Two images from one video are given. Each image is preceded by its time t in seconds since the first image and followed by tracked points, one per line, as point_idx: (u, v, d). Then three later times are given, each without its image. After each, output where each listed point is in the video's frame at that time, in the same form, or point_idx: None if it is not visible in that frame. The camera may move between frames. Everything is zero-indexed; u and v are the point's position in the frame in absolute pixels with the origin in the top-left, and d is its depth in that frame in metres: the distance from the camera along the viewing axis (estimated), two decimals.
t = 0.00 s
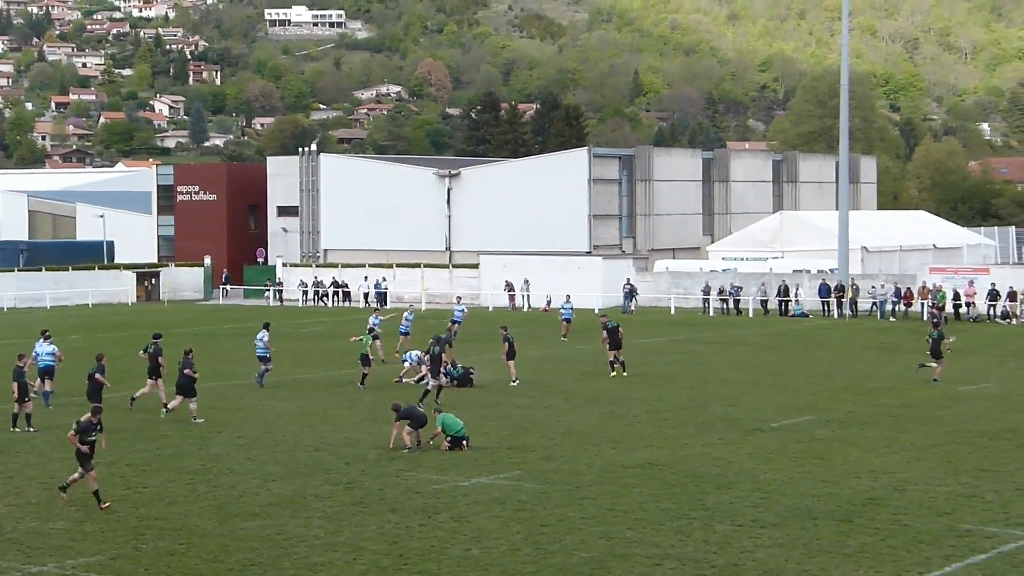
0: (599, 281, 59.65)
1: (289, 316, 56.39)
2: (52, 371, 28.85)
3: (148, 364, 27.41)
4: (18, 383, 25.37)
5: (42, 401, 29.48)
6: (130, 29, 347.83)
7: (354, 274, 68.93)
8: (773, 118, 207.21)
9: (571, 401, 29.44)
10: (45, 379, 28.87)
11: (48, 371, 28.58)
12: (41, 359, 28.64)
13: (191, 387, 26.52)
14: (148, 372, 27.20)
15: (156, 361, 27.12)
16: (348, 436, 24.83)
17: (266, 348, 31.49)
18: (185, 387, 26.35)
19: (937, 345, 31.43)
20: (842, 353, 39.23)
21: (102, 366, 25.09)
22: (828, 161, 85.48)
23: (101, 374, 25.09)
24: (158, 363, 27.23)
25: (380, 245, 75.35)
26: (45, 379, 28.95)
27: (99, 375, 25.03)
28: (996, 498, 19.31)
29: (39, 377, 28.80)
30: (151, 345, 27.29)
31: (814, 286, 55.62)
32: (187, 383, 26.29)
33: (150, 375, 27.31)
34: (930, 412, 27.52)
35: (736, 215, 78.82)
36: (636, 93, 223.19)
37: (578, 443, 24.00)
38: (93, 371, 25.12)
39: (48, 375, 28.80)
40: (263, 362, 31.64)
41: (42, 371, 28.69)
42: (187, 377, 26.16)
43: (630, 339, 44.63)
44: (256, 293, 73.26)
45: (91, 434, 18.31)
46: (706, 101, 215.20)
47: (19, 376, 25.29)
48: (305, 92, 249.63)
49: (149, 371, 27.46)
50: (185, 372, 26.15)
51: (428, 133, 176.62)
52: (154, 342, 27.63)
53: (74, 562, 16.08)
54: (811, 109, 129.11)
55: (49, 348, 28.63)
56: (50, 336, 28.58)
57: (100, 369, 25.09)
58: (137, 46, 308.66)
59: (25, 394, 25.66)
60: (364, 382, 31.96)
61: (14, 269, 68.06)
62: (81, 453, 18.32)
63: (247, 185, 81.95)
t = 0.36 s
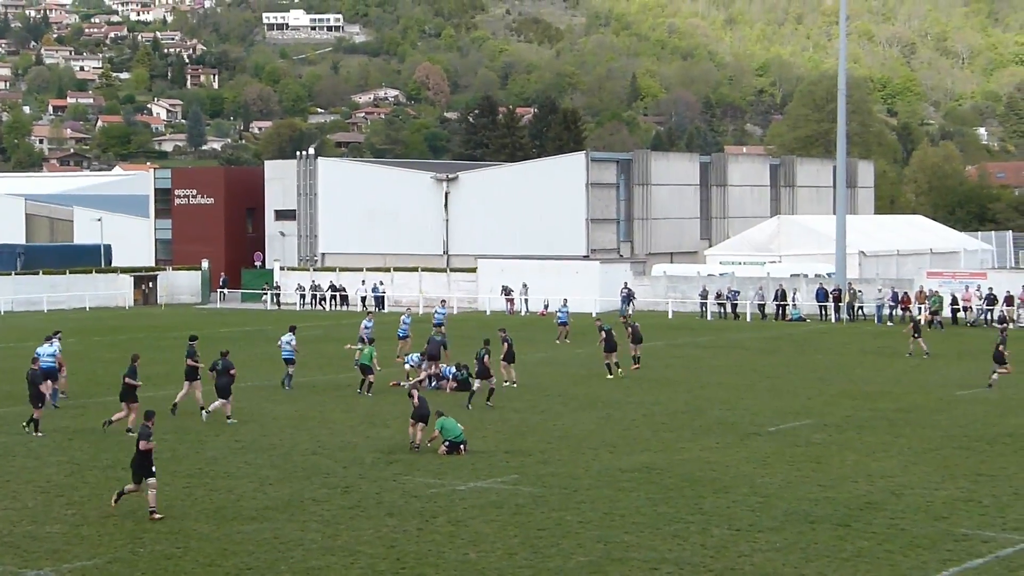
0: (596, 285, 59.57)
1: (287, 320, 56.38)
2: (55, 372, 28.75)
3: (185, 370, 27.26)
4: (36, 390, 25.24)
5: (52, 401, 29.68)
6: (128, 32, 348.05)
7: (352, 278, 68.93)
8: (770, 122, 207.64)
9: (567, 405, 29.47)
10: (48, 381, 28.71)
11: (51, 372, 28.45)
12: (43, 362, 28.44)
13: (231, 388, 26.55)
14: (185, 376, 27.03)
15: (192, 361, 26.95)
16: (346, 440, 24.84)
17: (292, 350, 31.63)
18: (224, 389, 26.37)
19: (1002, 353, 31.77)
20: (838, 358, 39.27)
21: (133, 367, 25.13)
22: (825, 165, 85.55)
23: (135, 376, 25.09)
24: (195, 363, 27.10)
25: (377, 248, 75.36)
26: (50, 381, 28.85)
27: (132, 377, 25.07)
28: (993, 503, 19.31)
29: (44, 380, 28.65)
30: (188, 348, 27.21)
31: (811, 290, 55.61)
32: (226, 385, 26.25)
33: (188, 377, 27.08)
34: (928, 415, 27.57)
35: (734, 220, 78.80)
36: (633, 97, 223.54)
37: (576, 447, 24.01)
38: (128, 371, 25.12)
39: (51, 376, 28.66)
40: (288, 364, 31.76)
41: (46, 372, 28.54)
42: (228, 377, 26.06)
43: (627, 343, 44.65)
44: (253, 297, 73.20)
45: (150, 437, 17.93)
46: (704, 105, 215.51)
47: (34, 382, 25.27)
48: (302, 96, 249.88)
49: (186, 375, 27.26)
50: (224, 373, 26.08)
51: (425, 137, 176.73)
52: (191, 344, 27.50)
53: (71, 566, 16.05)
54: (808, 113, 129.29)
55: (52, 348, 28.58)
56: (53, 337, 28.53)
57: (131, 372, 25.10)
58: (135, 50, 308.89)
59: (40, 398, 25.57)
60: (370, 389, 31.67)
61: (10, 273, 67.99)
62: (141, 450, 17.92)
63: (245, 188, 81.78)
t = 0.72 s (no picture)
0: (591, 294, 59.64)
1: (281, 327, 56.36)
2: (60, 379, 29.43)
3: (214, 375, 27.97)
4: (43, 395, 25.32)
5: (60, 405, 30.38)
6: (123, 40, 347.76)
7: (347, 285, 68.87)
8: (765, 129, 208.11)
9: (560, 413, 29.44)
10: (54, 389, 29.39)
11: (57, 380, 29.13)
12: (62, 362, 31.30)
13: (264, 393, 27.27)
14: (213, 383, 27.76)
15: (221, 368, 27.68)
16: (341, 447, 24.81)
17: (308, 353, 32.18)
18: (258, 394, 27.10)
19: None
20: (833, 365, 39.27)
21: (166, 371, 25.02)
22: (820, 172, 85.57)
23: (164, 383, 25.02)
24: (224, 371, 27.84)
25: (372, 255, 75.32)
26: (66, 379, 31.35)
27: (164, 382, 25.00)
28: (988, 510, 19.32)
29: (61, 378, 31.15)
30: (216, 353, 27.88)
31: (806, 297, 55.71)
32: (259, 390, 27.01)
33: (215, 382, 27.93)
34: (922, 423, 27.58)
35: (729, 227, 78.74)
36: (628, 104, 223.79)
37: (572, 454, 23.97)
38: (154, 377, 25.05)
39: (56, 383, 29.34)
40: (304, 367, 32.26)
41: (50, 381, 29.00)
42: (259, 384, 26.85)
43: (622, 350, 44.57)
44: (248, 304, 73.15)
45: (208, 452, 17.54)
46: (698, 112, 215.78)
47: (43, 390, 25.21)
48: (297, 103, 249.78)
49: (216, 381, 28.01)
50: (259, 378, 26.91)
51: (420, 144, 176.72)
52: (219, 349, 28.23)
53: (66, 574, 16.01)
54: (803, 120, 129.40)
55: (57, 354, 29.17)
56: (57, 345, 28.85)
57: (163, 376, 24.99)
58: (130, 57, 308.68)
59: (49, 405, 25.56)
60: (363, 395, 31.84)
61: (6, 279, 67.87)
62: (198, 467, 17.48)
63: (239, 196, 81.96)
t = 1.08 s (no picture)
0: (587, 302, 59.61)
1: (277, 335, 56.29)
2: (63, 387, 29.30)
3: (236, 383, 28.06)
4: (51, 406, 25.07)
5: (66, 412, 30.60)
6: (119, 48, 347.67)
7: (343, 293, 68.85)
8: (761, 137, 208.54)
9: (556, 420, 29.37)
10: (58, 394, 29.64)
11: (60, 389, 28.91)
12: (71, 371, 31.43)
13: (299, 400, 27.68)
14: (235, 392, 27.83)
15: (244, 378, 27.81)
16: (337, 455, 24.77)
17: (324, 360, 33.03)
18: (294, 400, 27.51)
19: None
20: (827, 372, 39.23)
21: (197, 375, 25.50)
22: (816, 180, 85.68)
23: (195, 388, 25.51)
24: (246, 381, 27.94)
25: (367, 263, 75.30)
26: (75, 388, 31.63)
27: (195, 386, 25.46)
28: (984, 517, 19.31)
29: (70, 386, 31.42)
30: (238, 362, 27.86)
31: (803, 305, 55.68)
32: (295, 396, 27.47)
33: (239, 390, 28.08)
34: (917, 430, 27.58)
35: (725, 235, 78.78)
36: (624, 112, 224.17)
37: (567, 462, 23.97)
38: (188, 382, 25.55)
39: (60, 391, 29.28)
40: (320, 375, 33.17)
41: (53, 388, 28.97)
42: (296, 390, 27.37)
43: (618, 358, 44.61)
44: (244, 312, 73.09)
45: (272, 467, 17.08)
46: (694, 120, 216.18)
47: (49, 400, 24.90)
48: (294, 111, 249.94)
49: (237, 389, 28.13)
50: (294, 385, 27.40)
51: (416, 152, 176.91)
52: (242, 359, 28.19)
53: None
54: (799, 128, 129.65)
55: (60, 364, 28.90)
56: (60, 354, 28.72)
57: (194, 381, 25.47)
58: (126, 66, 308.73)
59: (56, 413, 25.37)
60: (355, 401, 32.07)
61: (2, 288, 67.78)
62: (262, 480, 17.07)
63: (235, 204, 81.90)
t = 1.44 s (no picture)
0: (583, 307, 59.59)
1: (272, 342, 56.25)
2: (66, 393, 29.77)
3: (253, 389, 28.13)
4: (50, 410, 25.02)
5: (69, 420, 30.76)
6: (114, 55, 347.69)
7: (338, 301, 68.79)
8: (755, 143, 208.87)
9: (551, 428, 29.33)
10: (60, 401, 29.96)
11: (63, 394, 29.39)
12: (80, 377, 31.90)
13: (331, 404, 27.66)
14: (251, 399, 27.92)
15: (261, 385, 27.79)
16: (333, 463, 24.74)
17: (338, 365, 33.94)
18: (325, 405, 27.49)
19: None
20: (824, 378, 39.28)
21: (219, 383, 25.66)
22: (811, 187, 85.77)
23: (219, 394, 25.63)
24: (263, 387, 27.89)
25: (363, 270, 75.23)
26: (84, 394, 32.14)
27: (217, 394, 25.64)
28: (980, 523, 19.30)
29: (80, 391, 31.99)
30: (256, 368, 27.79)
31: (798, 312, 55.68)
32: (327, 402, 27.43)
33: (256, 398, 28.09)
34: (912, 437, 27.58)
35: (721, 241, 78.81)
36: (619, 119, 224.61)
37: (563, 469, 23.98)
38: (211, 388, 25.64)
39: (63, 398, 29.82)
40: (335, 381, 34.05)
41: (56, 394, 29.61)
42: (327, 395, 27.24)
43: (614, 364, 44.64)
44: (240, 320, 73.01)
45: (337, 480, 16.76)
46: (690, 127, 216.61)
47: (53, 407, 24.90)
48: (289, 118, 250.11)
49: (255, 394, 28.20)
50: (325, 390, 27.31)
51: (412, 159, 177.12)
52: (260, 364, 28.14)
53: None
54: (794, 135, 129.86)
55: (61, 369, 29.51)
56: (62, 359, 29.33)
57: (218, 388, 25.63)
58: (121, 73, 308.85)
59: (57, 423, 25.31)
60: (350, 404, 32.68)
61: None
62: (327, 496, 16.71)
63: (229, 211, 81.59)
